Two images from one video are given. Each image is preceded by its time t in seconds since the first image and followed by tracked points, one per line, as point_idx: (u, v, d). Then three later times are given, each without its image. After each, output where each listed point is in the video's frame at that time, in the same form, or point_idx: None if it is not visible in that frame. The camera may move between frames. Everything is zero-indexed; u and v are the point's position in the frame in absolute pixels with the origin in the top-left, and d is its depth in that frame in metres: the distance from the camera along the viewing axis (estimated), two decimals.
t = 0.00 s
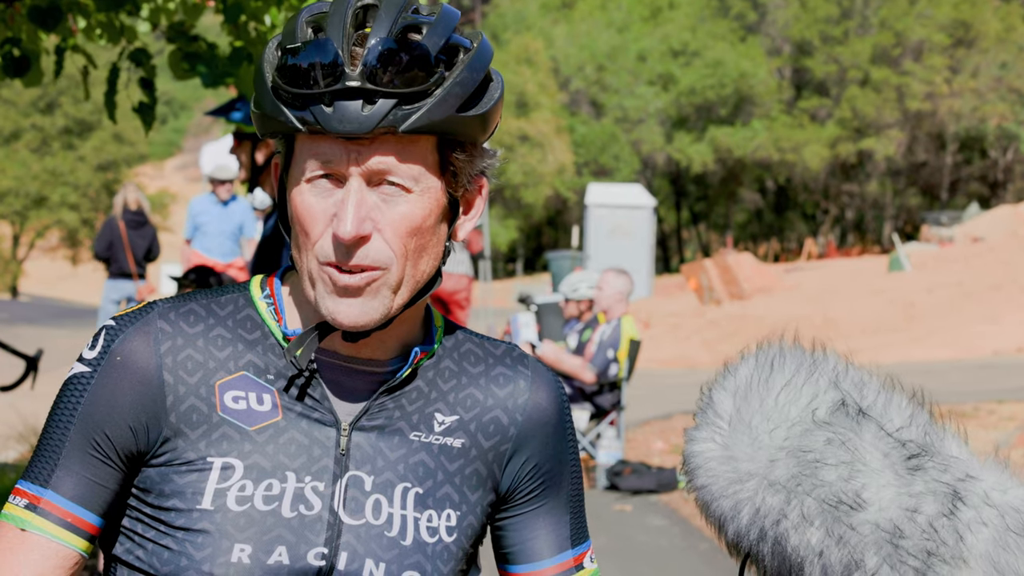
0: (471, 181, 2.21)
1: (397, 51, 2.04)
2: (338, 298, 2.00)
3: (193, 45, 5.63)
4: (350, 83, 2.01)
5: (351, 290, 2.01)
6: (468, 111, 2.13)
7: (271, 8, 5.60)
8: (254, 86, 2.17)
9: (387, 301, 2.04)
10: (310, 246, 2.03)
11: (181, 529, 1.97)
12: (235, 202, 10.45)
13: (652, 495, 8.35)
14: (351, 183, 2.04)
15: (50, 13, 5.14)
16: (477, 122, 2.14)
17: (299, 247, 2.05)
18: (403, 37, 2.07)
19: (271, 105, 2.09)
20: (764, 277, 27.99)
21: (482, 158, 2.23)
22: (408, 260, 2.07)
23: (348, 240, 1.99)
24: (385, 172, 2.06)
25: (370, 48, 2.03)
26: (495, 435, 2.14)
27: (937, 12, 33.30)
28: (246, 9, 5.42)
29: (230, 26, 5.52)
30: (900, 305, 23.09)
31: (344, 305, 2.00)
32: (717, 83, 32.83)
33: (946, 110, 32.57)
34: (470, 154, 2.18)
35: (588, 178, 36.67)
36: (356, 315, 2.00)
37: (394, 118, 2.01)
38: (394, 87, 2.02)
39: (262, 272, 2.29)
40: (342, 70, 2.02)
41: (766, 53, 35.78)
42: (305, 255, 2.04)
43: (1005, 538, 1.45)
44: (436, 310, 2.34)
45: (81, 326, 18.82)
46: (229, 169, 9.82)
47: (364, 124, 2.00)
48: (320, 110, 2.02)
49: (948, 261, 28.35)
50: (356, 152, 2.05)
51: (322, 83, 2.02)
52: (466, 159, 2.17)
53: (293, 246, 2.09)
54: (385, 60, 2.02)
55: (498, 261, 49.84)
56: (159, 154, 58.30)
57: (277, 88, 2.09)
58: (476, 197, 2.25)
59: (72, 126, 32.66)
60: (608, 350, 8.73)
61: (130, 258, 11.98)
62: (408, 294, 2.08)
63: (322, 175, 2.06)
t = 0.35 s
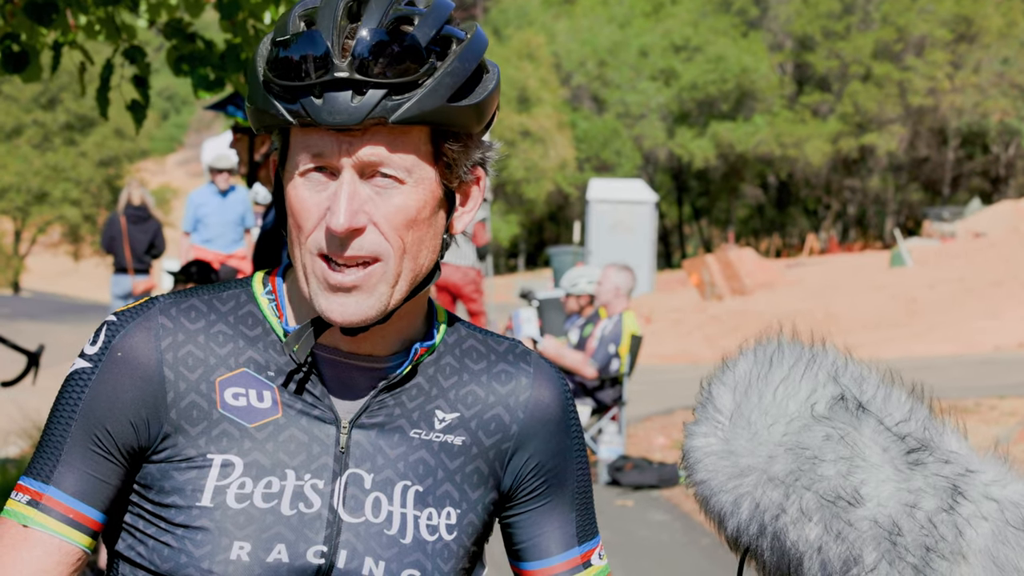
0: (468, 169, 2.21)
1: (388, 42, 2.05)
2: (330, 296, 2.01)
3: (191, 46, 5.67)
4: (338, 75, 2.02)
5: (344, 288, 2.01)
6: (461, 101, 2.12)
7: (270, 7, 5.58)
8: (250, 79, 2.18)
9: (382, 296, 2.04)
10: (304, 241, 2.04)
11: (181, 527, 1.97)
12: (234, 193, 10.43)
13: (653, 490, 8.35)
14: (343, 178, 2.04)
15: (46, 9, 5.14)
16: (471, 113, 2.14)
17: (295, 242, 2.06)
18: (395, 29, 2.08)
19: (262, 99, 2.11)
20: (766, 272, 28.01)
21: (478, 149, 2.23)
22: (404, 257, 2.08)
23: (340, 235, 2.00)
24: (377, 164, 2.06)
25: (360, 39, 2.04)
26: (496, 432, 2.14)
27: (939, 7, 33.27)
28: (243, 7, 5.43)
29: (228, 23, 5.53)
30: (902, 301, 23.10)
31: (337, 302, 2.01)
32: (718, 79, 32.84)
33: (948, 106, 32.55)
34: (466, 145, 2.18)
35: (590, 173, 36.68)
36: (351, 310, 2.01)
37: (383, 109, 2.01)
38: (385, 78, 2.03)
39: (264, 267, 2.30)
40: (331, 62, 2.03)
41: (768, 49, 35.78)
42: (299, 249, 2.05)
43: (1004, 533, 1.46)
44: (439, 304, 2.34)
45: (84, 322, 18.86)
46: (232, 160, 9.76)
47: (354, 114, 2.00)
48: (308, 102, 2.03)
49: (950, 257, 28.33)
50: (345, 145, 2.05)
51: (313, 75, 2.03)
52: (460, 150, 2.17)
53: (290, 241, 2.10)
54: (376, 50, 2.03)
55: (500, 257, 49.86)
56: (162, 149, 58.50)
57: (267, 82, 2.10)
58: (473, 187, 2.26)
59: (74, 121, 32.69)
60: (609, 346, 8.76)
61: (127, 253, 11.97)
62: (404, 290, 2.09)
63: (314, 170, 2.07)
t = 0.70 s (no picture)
0: (473, 182, 2.22)
1: (399, 51, 2.04)
2: (332, 304, 2.02)
3: (190, 42, 5.67)
4: (348, 84, 2.01)
5: (344, 295, 2.02)
6: (471, 115, 2.13)
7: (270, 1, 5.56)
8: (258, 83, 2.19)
9: (384, 301, 2.05)
10: (305, 244, 2.05)
11: (182, 520, 1.97)
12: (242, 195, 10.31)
13: (653, 486, 8.32)
14: (346, 186, 2.04)
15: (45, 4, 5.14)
16: (480, 125, 2.14)
17: (297, 247, 2.07)
18: (406, 39, 2.07)
19: (269, 103, 2.11)
20: (767, 268, 27.99)
21: (485, 161, 2.23)
22: (406, 263, 2.09)
23: (341, 242, 2.00)
24: (381, 174, 2.06)
25: (371, 48, 2.03)
26: (497, 432, 2.15)
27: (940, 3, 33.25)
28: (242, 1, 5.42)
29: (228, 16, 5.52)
30: (903, 297, 23.09)
31: (338, 313, 2.02)
32: (720, 75, 32.82)
33: (949, 102, 32.54)
34: (472, 158, 2.19)
35: (591, 169, 36.67)
36: (353, 321, 2.02)
37: (390, 120, 2.01)
38: (394, 88, 2.03)
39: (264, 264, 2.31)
40: (340, 69, 2.03)
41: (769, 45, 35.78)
42: (302, 252, 2.05)
43: (1001, 528, 1.46)
44: (440, 305, 2.35)
45: (84, 318, 18.86)
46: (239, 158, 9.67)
47: (361, 124, 1.99)
48: (317, 111, 2.02)
49: (951, 253, 28.31)
50: (351, 153, 2.05)
51: (321, 82, 2.03)
52: (467, 163, 2.17)
53: (292, 243, 2.10)
54: (387, 59, 2.03)
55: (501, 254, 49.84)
56: (163, 146, 58.51)
57: (276, 87, 2.10)
58: (478, 199, 2.26)
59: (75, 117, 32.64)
60: (610, 342, 8.76)
61: (129, 253, 12.05)
62: (405, 296, 2.10)
63: (316, 176, 2.07)
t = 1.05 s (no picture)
0: (481, 174, 2.23)
1: (416, 42, 2.04)
2: (337, 293, 2.02)
3: (191, 30, 5.67)
4: (368, 76, 2.01)
5: (351, 286, 2.02)
6: (485, 108, 2.14)
7: None
8: (269, 73, 2.18)
9: (391, 292, 2.05)
10: (314, 234, 2.04)
11: (179, 511, 1.98)
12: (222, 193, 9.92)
13: (652, 479, 8.35)
14: (358, 175, 2.04)
15: None
16: (493, 118, 2.15)
17: (303, 234, 2.06)
18: (423, 31, 2.07)
19: (285, 93, 2.10)
20: (766, 261, 27.98)
21: (494, 154, 2.25)
22: (414, 255, 2.08)
23: (353, 232, 2.00)
24: (396, 165, 2.06)
25: (388, 40, 2.03)
26: (497, 420, 2.15)
27: None
28: None
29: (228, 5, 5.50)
30: (901, 289, 23.11)
31: (344, 299, 2.01)
32: (719, 67, 32.81)
33: (948, 95, 32.53)
34: (483, 150, 2.20)
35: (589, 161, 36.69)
36: (357, 307, 2.01)
37: (409, 112, 2.02)
38: (412, 80, 2.03)
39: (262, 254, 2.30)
40: (360, 60, 2.02)
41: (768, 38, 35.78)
42: (308, 245, 2.05)
43: (1001, 522, 1.46)
44: (438, 294, 2.35)
45: (83, 309, 18.87)
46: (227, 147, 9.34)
47: (379, 116, 2.00)
48: (335, 99, 2.02)
49: (949, 245, 28.32)
50: (366, 143, 2.05)
51: (338, 72, 2.02)
52: (478, 155, 2.18)
53: (298, 235, 2.10)
54: (404, 50, 2.03)
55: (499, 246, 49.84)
56: (162, 137, 58.51)
57: (291, 76, 2.10)
58: (486, 190, 2.27)
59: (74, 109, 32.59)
60: (608, 334, 8.76)
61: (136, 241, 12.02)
62: (412, 286, 2.09)
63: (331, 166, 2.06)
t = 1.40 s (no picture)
0: (476, 160, 2.23)
1: (405, 27, 2.05)
2: (338, 282, 2.02)
3: (193, 21, 5.66)
4: (358, 60, 2.02)
5: (351, 273, 2.03)
6: (476, 90, 2.14)
7: None
8: (261, 63, 2.19)
9: (389, 282, 2.05)
10: (312, 224, 2.05)
11: (179, 505, 1.99)
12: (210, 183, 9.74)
13: (652, 473, 8.35)
14: (354, 162, 2.05)
15: None
16: (484, 101, 2.15)
17: (303, 226, 2.06)
18: (413, 15, 2.08)
19: (276, 82, 2.11)
20: (766, 255, 27.97)
21: (488, 137, 2.25)
22: (410, 242, 2.09)
23: (350, 220, 2.01)
24: (390, 150, 2.07)
25: (379, 25, 2.04)
26: (498, 410, 2.16)
27: None
28: None
29: None
30: (902, 284, 23.11)
31: (344, 289, 2.02)
32: (719, 61, 32.79)
33: (949, 89, 32.49)
34: (477, 134, 2.20)
35: (590, 156, 36.69)
36: (357, 296, 2.02)
37: (401, 95, 2.03)
38: (402, 63, 2.04)
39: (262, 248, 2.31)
40: (350, 46, 2.03)
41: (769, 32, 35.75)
42: (307, 235, 2.06)
43: (1000, 514, 1.48)
44: (438, 285, 2.36)
45: (83, 303, 18.87)
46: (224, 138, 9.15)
47: (371, 99, 2.01)
48: (326, 86, 2.03)
49: (950, 240, 28.30)
50: (359, 130, 2.06)
51: (328, 59, 2.03)
52: (472, 138, 2.18)
53: (296, 225, 2.11)
54: (394, 36, 2.03)
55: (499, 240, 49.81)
56: (162, 131, 58.45)
57: (282, 65, 2.10)
58: (480, 176, 2.27)
59: (74, 103, 32.54)
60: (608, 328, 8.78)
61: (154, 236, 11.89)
62: (410, 276, 2.09)
63: (325, 153, 2.07)
